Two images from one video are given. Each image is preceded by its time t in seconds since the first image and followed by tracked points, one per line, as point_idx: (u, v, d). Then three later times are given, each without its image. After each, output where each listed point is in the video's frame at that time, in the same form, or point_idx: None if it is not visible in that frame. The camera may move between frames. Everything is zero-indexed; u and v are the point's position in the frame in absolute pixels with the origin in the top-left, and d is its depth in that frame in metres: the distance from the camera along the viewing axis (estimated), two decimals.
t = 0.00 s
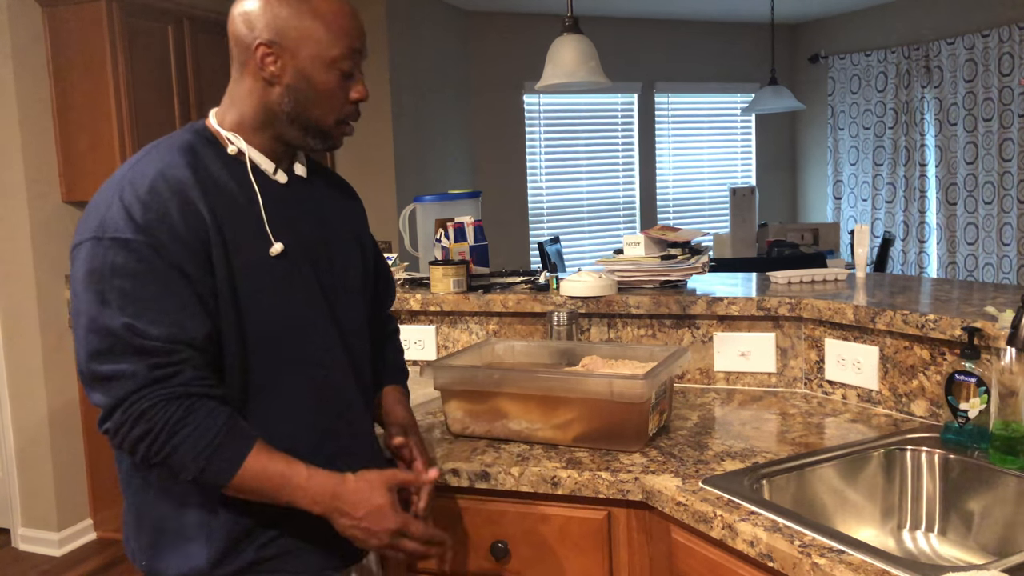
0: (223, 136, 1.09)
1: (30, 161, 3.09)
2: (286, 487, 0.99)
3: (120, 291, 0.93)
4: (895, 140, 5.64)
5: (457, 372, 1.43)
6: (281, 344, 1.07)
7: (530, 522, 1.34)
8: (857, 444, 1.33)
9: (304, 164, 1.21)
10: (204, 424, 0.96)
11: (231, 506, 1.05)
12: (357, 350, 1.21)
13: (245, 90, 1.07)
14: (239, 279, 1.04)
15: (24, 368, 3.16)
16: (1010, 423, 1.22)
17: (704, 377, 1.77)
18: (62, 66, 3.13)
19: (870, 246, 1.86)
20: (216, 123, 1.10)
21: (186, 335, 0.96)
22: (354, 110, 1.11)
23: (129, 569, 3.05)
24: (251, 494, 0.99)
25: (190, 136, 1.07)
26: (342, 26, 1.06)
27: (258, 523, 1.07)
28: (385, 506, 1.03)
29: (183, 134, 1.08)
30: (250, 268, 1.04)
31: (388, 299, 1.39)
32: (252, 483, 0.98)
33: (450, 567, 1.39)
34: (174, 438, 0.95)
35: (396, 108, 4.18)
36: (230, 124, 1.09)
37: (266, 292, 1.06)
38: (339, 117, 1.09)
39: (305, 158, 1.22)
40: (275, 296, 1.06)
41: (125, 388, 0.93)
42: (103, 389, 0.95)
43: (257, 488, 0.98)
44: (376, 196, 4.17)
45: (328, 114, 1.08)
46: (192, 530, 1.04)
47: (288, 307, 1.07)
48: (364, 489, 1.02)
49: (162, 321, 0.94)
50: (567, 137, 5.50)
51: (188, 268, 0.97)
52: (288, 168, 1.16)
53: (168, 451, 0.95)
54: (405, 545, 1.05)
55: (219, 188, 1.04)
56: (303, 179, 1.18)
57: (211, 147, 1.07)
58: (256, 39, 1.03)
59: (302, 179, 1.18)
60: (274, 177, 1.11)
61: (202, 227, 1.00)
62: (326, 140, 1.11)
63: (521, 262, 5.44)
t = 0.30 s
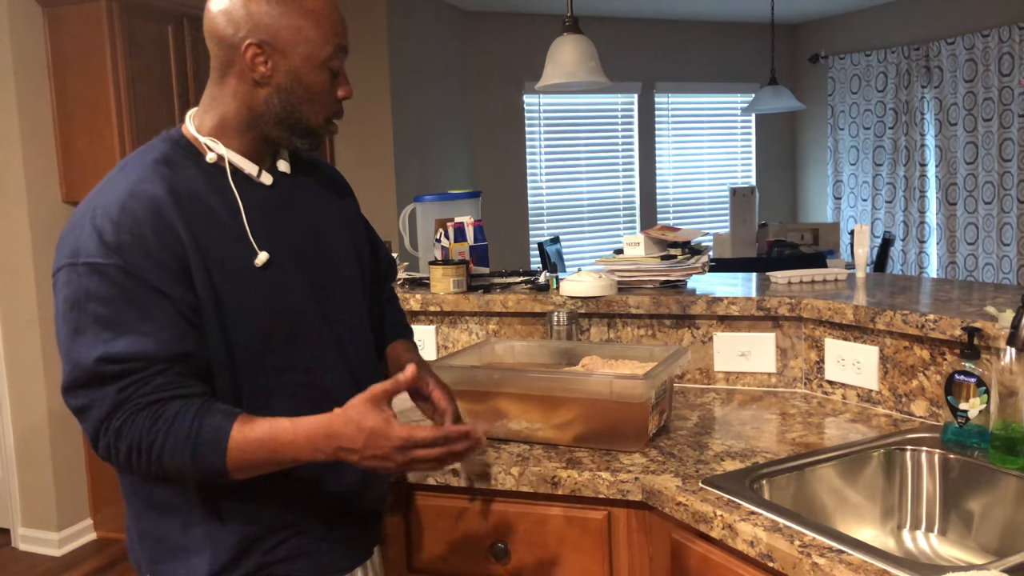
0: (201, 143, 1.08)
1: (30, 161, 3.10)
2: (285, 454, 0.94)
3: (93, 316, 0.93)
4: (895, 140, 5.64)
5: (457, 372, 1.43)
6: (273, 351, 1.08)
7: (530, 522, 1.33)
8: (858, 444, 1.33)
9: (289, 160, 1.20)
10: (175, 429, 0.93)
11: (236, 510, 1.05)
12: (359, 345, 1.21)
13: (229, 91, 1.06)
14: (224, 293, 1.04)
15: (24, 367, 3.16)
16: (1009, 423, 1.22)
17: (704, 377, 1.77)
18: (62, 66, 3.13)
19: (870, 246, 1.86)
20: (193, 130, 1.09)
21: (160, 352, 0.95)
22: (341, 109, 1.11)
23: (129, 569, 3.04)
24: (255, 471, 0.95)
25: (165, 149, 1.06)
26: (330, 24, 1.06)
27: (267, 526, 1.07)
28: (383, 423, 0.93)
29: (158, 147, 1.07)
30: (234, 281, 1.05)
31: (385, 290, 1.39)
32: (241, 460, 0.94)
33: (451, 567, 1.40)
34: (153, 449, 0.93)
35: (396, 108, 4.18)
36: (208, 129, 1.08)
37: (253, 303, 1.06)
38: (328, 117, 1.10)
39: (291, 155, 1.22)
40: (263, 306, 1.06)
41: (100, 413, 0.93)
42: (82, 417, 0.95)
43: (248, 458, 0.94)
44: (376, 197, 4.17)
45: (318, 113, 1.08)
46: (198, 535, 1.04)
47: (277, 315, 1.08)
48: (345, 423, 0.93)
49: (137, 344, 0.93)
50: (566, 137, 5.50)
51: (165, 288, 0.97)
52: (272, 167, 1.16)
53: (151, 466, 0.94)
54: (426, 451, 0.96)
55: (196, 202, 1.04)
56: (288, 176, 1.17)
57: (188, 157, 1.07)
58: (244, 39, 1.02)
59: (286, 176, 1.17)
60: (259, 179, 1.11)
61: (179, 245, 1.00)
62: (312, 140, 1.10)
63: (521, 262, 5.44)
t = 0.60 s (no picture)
0: (188, 146, 1.08)
1: (30, 162, 3.10)
2: (278, 438, 0.94)
3: (87, 327, 0.92)
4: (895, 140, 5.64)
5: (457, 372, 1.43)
6: (268, 353, 1.08)
7: (530, 522, 1.33)
8: (858, 443, 1.33)
9: (277, 161, 1.20)
10: (172, 431, 0.93)
11: (242, 512, 1.05)
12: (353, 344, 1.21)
13: (211, 89, 1.06)
14: (217, 297, 1.03)
15: (24, 367, 3.16)
16: (1009, 423, 1.23)
17: (704, 377, 1.77)
18: (62, 66, 3.13)
19: (870, 246, 1.86)
20: (180, 135, 1.09)
21: (156, 358, 0.94)
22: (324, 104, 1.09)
23: (130, 569, 3.04)
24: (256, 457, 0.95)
25: (152, 156, 1.06)
26: (311, 19, 1.05)
27: (274, 527, 1.07)
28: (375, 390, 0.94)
29: (144, 154, 1.06)
30: (226, 285, 1.04)
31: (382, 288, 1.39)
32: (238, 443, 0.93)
33: (451, 566, 1.40)
34: (152, 452, 0.93)
35: (396, 109, 4.18)
36: (193, 133, 1.09)
37: (249, 305, 1.06)
38: (309, 112, 1.08)
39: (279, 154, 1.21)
40: (259, 308, 1.07)
41: (96, 425, 0.94)
42: (83, 431, 0.95)
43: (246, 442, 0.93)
44: (377, 197, 4.18)
45: (298, 107, 1.06)
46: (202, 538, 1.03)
47: (271, 317, 1.08)
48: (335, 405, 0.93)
49: (132, 352, 0.93)
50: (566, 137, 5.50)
51: (159, 295, 0.97)
52: (259, 167, 1.16)
53: (154, 470, 0.95)
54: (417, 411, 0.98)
55: (186, 207, 1.04)
56: (277, 176, 1.17)
57: (176, 162, 1.07)
58: (221, 33, 1.02)
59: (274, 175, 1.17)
60: (248, 180, 1.11)
61: (171, 252, 0.99)
62: (295, 135, 1.09)
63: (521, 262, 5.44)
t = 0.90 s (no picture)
0: (177, 145, 1.08)
1: (30, 162, 3.09)
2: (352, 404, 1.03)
3: (98, 314, 0.93)
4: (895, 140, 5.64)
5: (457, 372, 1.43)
6: (261, 347, 1.08)
7: (530, 523, 1.33)
8: (858, 444, 1.33)
9: (267, 163, 1.19)
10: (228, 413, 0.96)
11: (240, 509, 1.06)
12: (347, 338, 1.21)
13: (198, 87, 1.06)
14: (210, 290, 1.04)
15: (24, 367, 3.16)
16: (1009, 423, 1.22)
17: (704, 377, 1.77)
18: (63, 66, 3.13)
19: (870, 246, 1.86)
20: (169, 134, 1.09)
21: (177, 338, 0.96)
22: (310, 107, 1.09)
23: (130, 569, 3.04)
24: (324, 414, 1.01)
25: (141, 153, 1.06)
26: (299, 21, 1.05)
27: (269, 526, 1.08)
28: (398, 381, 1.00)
29: (134, 151, 1.07)
30: (218, 278, 1.04)
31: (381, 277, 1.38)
32: (315, 408, 0.99)
33: (451, 566, 1.39)
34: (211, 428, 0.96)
35: (396, 110, 4.18)
36: (182, 132, 1.08)
37: (242, 300, 1.06)
38: (294, 114, 1.08)
39: (271, 155, 1.20)
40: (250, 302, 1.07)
41: (136, 408, 0.94)
42: (119, 416, 0.96)
43: (323, 407, 0.99)
44: (377, 197, 4.18)
45: (281, 109, 1.06)
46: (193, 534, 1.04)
47: (264, 311, 1.08)
48: (394, 371, 0.99)
49: (151, 333, 0.94)
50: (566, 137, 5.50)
51: (160, 282, 0.98)
52: (248, 168, 1.15)
53: (211, 447, 0.97)
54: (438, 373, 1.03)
55: (175, 203, 1.03)
56: (265, 178, 1.16)
57: (164, 159, 1.06)
58: (208, 31, 1.02)
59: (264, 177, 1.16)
60: (236, 179, 1.10)
61: (163, 244, 1.00)
62: (280, 137, 1.09)
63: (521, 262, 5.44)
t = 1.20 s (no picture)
0: (195, 140, 1.08)
1: (29, 163, 3.09)
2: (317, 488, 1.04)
3: (116, 303, 0.92)
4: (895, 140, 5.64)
5: (458, 372, 1.43)
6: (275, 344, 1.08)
7: (530, 522, 1.33)
8: (858, 444, 1.33)
9: (279, 162, 1.20)
10: (225, 426, 0.96)
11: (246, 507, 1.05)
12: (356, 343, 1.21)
13: (216, 84, 1.06)
14: (229, 284, 1.03)
15: (23, 366, 3.16)
16: (1010, 423, 1.22)
17: (704, 377, 1.77)
18: (62, 67, 3.13)
19: (870, 246, 1.86)
20: (187, 129, 1.09)
21: (192, 342, 0.96)
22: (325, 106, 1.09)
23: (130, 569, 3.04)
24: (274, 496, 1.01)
25: (161, 145, 1.06)
26: (316, 20, 1.05)
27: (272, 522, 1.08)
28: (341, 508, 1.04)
29: (154, 144, 1.06)
30: (239, 271, 1.04)
31: (377, 315, 1.39)
32: (277, 482, 1.00)
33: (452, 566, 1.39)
34: (199, 449, 0.95)
35: (396, 110, 4.18)
36: (201, 127, 1.08)
37: (261, 294, 1.06)
38: (309, 112, 1.08)
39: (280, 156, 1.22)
40: (267, 296, 1.06)
41: (138, 405, 0.92)
42: (113, 407, 0.93)
43: (280, 485, 1.00)
44: (377, 197, 4.18)
45: (297, 107, 1.06)
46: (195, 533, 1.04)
47: (280, 308, 1.08)
48: (354, 486, 1.02)
49: (169, 332, 0.94)
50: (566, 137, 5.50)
51: (178, 274, 0.97)
52: (263, 167, 1.15)
53: (185, 465, 0.95)
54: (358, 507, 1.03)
55: (199, 195, 1.03)
56: (279, 176, 1.17)
57: (184, 153, 1.06)
58: (227, 29, 1.02)
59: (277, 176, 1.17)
60: (252, 176, 1.11)
61: (187, 232, 0.99)
62: (296, 134, 1.09)
63: (522, 262, 5.44)
